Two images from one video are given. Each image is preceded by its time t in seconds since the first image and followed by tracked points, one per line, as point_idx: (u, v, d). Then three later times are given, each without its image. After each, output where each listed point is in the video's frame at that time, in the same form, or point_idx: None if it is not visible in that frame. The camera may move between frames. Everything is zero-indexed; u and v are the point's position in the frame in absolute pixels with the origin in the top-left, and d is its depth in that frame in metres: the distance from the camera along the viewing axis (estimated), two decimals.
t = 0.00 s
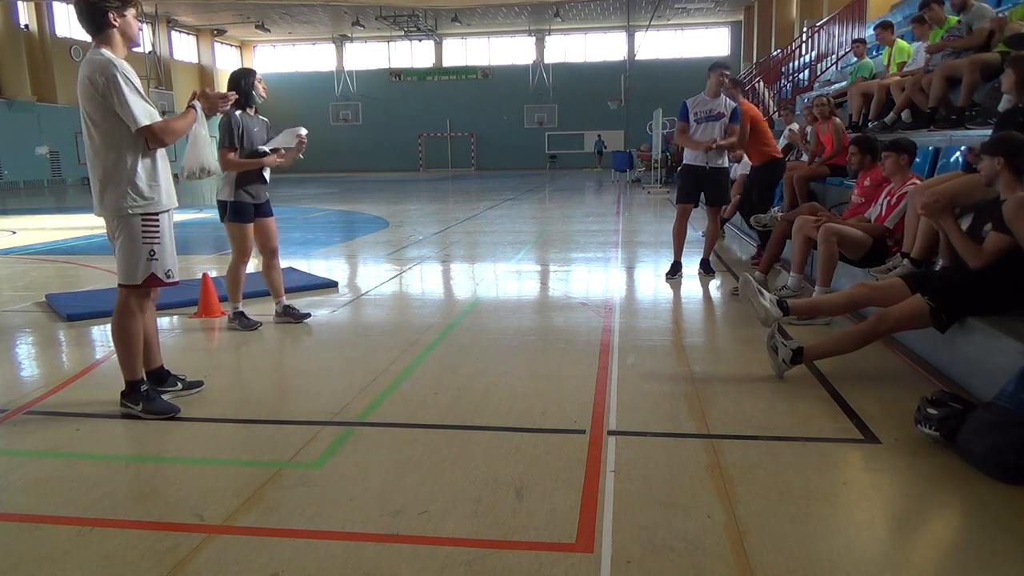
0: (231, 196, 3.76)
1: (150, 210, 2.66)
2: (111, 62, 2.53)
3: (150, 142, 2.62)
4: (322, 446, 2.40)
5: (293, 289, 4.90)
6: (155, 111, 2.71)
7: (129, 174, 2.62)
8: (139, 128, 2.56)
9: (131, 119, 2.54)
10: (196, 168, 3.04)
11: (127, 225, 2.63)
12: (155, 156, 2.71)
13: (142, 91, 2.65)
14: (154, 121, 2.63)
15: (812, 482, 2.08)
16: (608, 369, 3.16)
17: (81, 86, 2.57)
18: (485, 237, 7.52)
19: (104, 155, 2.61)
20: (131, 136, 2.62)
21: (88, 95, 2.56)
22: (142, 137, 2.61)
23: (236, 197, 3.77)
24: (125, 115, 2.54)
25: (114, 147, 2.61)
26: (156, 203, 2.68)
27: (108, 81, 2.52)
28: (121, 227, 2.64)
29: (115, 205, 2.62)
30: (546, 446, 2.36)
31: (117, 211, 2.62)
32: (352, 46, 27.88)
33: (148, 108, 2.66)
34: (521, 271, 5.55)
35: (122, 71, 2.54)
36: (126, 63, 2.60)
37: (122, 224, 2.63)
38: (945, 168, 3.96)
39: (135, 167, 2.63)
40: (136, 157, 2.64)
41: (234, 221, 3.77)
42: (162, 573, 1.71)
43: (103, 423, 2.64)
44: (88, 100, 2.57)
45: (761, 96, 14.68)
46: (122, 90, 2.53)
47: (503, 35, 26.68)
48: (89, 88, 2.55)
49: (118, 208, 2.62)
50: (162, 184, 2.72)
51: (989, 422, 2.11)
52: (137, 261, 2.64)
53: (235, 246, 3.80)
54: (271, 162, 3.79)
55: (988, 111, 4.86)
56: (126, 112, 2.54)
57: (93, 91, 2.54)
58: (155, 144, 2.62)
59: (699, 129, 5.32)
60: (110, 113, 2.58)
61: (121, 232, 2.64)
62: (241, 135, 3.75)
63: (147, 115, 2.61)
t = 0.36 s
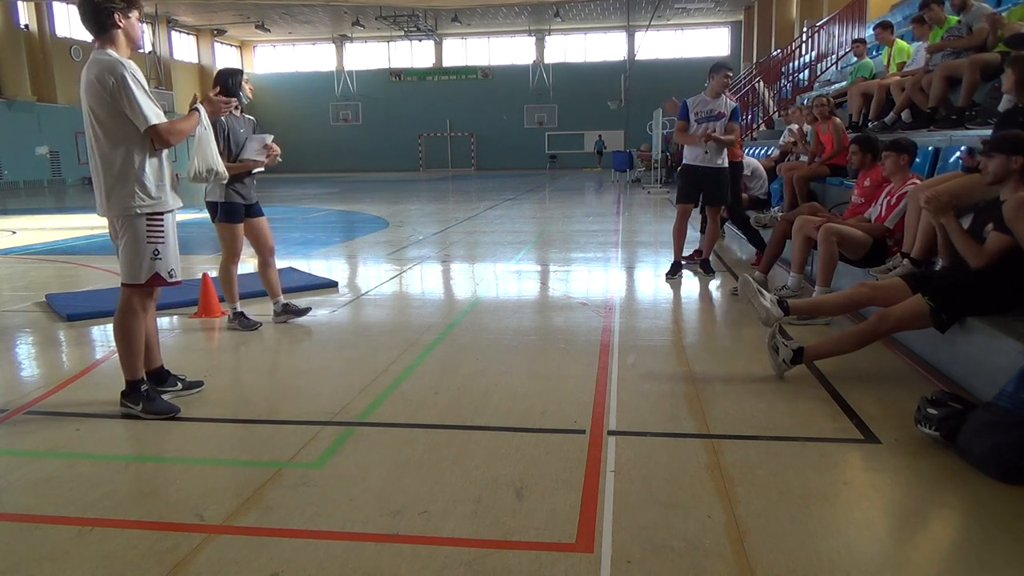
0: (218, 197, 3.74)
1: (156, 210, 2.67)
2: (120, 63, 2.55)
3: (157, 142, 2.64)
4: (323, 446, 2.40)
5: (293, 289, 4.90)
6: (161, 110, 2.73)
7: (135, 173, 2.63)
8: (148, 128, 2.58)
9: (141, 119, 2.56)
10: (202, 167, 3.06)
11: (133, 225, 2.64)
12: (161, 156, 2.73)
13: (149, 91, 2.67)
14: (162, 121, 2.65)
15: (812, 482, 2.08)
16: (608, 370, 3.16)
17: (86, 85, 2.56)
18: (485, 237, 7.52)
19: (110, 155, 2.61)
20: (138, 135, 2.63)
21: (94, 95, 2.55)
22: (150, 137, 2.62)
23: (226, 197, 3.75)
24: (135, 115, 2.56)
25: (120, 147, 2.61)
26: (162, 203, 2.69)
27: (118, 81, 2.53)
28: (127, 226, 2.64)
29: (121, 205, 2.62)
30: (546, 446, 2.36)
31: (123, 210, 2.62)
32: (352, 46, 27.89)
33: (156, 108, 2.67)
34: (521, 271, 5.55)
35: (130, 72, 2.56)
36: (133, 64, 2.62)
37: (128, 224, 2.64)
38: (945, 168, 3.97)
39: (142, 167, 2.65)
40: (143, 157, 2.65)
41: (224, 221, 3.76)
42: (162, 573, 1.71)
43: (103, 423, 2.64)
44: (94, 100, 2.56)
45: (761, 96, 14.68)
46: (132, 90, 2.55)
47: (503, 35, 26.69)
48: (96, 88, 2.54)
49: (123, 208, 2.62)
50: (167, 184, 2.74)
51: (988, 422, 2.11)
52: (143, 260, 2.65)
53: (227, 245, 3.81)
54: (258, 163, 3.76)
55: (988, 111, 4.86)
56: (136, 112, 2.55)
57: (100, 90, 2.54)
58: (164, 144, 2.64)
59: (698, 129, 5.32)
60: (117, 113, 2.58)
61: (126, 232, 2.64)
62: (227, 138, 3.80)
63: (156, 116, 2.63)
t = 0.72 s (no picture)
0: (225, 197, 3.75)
1: (160, 210, 2.67)
2: (123, 63, 2.55)
3: (161, 142, 2.64)
4: (322, 446, 2.40)
5: (293, 289, 4.90)
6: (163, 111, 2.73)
7: (139, 172, 2.63)
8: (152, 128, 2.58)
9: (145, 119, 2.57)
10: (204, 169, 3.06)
11: (138, 224, 2.65)
12: (165, 156, 2.73)
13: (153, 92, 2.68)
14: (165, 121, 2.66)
15: (812, 482, 2.08)
16: (608, 369, 3.16)
17: (90, 86, 2.56)
18: (485, 237, 7.52)
19: (114, 155, 2.61)
20: (142, 135, 2.63)
21: (98, 95, 2.56)
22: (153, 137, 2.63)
23: (234, 198, 3.75)
24: (138, 115, 2.56)
25: (125, 146, 2.61)
26: (166, 203, 2.69)
27: (121, 81, 2.54)
28: (131, 226, 2.65)
29: (126, 205, 2.62)
30: (546, 446, 2.36)
31: (128, 210, 2.62)
32: (352, 45, 27.90)
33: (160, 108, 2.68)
34: (521, 272, 5.55)
35: (133, 72, 2.57)
36: (138, 66, 2.63)
37: (133, 223, 2.64)
38: (945, 168, 3.97)
39: (147, 167, 2.65)
40: (147, 156, 2.66)
41: (230, 222, 3.78)
42: (162, 573, 1.71)
43: (103, 423, 2.64)
44: (98, 100, 2.56)
45: (761, 96, 14.67)
46: (135, 90, 2.55)
47: (503, 35, 26.68)
48: (100, 88, 2.55)
49: (127, 207, 2.62)
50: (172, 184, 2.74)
51: (989, 422, 2.11)
52: (146, 259, 2.65)
53: (229, 246, 3.82)
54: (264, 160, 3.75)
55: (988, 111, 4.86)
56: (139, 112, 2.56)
57: (104, 91, 2.54)
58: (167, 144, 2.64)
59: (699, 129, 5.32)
60: (120, 113, 2.58)
61: (131, 231, 2.64)
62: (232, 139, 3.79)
63: (160, 116, 2.63)
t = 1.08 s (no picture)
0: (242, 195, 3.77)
1: (167, 210, 2.68)
2: (130, 66, 2.55)
3: (169, 143, 2.65)
4: (322, 446, 2.40)
5: (293, 289, 4.90)
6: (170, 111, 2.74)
7: (144, 172, 2.63)
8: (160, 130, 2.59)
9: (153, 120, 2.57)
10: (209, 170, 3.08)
11: (144, 224, 2.65)
12: (170, 157, 2.73)
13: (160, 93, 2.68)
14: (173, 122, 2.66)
15: (812, 482, 2.08)
16: (608, 370, 3.16)
17: (97, 87, 2.56)
18: (485, 237, 7.52)
19: (121, 156, 2.61)
20: (149, 136, 2.63)
21: (105, 97, 2.55)
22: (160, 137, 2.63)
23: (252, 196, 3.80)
24: (146, 116, 2.57)
25: (132, 147, 2.61)
26: (172, 202, 2.70)
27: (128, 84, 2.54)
28: (137, 226, 2.64)
29: (132, 205, 2.62)
30: (546, 446, 2.36)
31: (133, 210, 2.62)
32: (352, 45, 27.90)
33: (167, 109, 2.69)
34: (521, 271, 5.55)
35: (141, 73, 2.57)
36: (145, 68, 2.63)
37: (138, 223, 2.64)
38: (945, 168, 3.97)
39: (153, 167, 2.65)
40: (155, 157, 2.66)
41: (246, 221, 3.80)
42: (162, 573, 1.71)
43: (103, 424, 2.64)
44: (104, 101, 2.56)
45: (761, 96, 14.66)
46: (144, 92, 2.55)
47: (503, 35, 26.68)
48: (108, 89, 2.55)
49: (133, 207, 2.62)
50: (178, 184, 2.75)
51: (989, 422, 2.11)
52: (152, 259, 2.65)
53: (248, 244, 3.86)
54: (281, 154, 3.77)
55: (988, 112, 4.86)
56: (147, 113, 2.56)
57: (111, 93, 2.54)
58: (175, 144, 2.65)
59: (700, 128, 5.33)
60: (127, 114, 2.58)
61: (136, 231, 2.64)
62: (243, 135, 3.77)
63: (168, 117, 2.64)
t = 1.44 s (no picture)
0: (258, 193, 3.83)
1: (180, 209, 2.71)
2: (138, 66, 2.58)
3: (177, 143, 2.68)
4: (322, 446, 2.40)
5: (293, 289, 4.89)
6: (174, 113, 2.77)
7: (157, 172, 2.65)
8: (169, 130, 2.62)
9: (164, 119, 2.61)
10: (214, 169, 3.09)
11: (159, 224, 2.66)
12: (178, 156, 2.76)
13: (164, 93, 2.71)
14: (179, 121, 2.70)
15: (812, 482, 2.08)
16: (608, 370, 3.16)
17: (103, 90, 2.56)
18: (485, 237, 7.52)
19: (130, 158, 2.62)
20: (157, 136, 2.66)
21: (112, 98, 2.56)
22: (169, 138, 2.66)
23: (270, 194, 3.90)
24: (156, 116, 2.59)
25: (141, 148, 2.63)
26: (183, 201, 2.73)
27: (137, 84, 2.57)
28: (150, 226, 2.66)
29: (146, 206, 2.63)
30: (546, 446, 2.36)
31: (148, 211, 2.64)
32: (352, 45, 27.90)
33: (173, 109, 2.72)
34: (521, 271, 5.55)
35: (147, 75, 2.60)
36: (149, 69, 2.66)
37: (152, 224, 2.65)
38: (945, 168, 3.97)
39: (163, 167, 2.68)
40: (164, 157, 2.69)
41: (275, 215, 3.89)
42: (162, 573, 1.71)
43: (103, 424, 2.64)
44: (111, 103, 2.56)
45: (761, 96, 14.67)
46: (153, 92, 2.59)
47: (503, 35, 26.68)
48: (116, 92, 2.56)
49: (149, 209, 2.64)
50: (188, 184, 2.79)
51: (989, 422, 2.11)
52: (171, 258, 2.68)
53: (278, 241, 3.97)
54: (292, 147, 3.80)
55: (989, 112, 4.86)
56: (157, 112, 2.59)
57: (120, 94, 2.56)
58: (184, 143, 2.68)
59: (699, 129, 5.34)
60: (135, 115, 2.60)
61: (151, 232, 2.66)
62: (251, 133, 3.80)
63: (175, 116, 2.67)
